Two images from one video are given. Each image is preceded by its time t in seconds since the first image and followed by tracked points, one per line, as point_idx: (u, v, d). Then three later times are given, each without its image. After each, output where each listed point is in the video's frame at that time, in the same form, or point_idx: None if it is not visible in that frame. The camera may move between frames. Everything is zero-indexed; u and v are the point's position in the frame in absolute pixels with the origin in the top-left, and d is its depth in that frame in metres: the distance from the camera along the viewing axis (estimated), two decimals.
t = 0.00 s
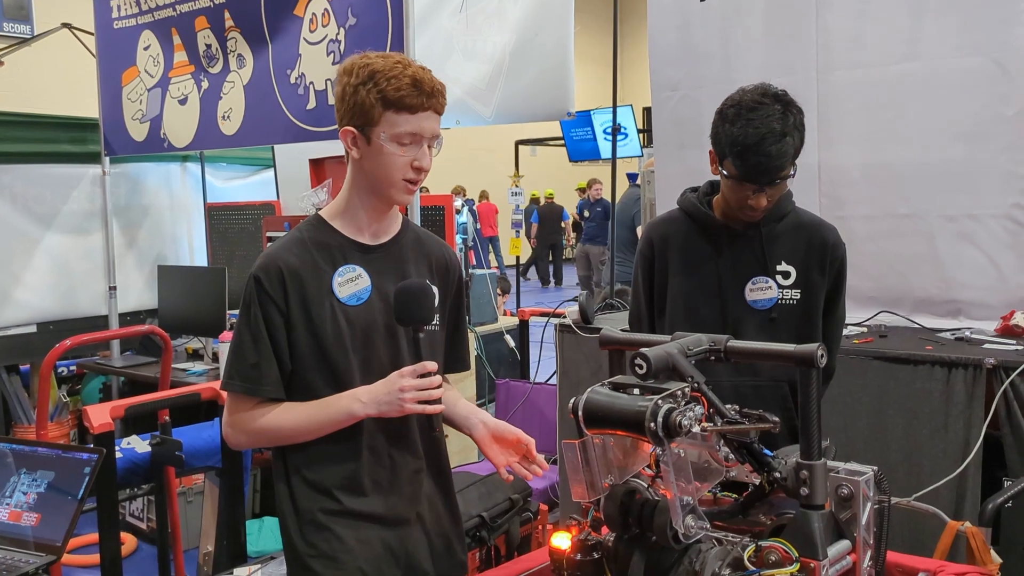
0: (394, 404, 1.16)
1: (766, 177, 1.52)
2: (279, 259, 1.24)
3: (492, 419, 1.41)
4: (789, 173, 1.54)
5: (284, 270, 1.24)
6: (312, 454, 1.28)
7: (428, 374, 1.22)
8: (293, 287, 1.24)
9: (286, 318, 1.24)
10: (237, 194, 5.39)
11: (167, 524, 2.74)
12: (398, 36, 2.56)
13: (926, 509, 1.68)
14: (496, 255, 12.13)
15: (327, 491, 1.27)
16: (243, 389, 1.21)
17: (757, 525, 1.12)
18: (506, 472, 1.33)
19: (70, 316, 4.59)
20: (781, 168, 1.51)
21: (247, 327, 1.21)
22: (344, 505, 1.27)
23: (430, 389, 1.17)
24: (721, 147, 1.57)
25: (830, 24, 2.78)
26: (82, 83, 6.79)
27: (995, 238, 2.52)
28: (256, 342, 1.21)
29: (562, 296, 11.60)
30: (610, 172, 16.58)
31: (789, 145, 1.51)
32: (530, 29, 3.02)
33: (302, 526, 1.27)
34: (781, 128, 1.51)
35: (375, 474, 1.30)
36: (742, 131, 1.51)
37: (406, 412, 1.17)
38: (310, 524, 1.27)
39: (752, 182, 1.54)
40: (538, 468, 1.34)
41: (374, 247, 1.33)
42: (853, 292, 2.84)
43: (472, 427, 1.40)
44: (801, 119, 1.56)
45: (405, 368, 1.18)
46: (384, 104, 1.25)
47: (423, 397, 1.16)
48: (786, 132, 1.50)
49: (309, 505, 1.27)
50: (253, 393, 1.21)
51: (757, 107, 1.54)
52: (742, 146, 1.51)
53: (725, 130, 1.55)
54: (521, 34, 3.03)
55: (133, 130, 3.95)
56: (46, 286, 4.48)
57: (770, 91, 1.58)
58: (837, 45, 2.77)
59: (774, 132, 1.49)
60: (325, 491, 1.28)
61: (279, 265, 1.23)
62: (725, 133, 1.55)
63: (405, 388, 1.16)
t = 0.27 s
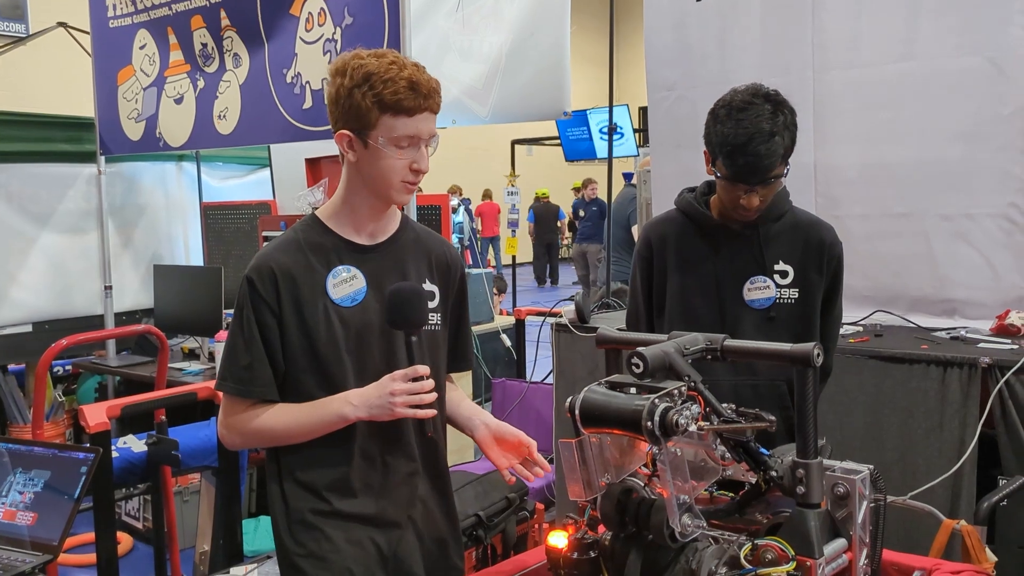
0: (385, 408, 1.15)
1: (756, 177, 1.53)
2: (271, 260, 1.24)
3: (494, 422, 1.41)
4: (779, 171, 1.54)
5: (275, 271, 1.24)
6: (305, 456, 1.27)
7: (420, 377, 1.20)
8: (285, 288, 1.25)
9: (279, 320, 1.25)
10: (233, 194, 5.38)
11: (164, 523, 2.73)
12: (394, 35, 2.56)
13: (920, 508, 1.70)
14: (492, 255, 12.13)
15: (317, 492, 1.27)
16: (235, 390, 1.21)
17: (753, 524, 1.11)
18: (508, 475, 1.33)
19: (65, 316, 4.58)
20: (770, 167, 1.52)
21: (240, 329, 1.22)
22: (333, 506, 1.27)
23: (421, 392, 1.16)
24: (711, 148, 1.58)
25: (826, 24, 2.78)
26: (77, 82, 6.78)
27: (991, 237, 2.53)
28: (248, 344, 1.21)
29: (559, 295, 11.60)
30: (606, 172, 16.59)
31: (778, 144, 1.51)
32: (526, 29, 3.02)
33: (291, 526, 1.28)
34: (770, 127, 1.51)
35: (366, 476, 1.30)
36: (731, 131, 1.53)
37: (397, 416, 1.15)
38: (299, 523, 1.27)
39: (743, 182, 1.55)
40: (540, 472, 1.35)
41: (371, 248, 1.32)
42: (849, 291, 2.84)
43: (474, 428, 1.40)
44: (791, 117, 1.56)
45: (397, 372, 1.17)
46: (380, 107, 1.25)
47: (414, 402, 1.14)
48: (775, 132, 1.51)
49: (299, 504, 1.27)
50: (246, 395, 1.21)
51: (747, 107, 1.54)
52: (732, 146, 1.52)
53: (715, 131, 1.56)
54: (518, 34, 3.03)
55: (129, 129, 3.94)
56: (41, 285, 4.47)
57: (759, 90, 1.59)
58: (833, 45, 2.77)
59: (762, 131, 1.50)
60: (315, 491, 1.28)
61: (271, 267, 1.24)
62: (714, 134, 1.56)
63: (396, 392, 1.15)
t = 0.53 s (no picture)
0: (383, 412, 1.15)
1: (749, 175, 1.53)
2: (268, 261, 1.24)
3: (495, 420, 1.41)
4: (773, 169, 1.55)
5: (273, 272, 1.23)
6: (303, 459, 1.27)
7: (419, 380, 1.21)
8: (283, 289, 1.24)
9: (277, 322, 1.24)
10: (230, 192, 5.38)
11: (161, 522, 2.73)
12: (391, 34, 2.55)
13: (913, 505, 1.72)
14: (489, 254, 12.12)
15: (314, 494, 1.27)
16: (233, 393, 1.20)
17: (749, 523, 1.11)
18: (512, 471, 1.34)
19: (61, 314, 4.57)
20: (763, 165, 1.52)
21: (236, 331, 1.21)
22: (331, 509, 1.27)
23: (419, 396, 1.16)
24: (705, 146, 1.58)
25: (823, 23, 2.78)
26: (73, 80, 6.77)
27: (988, 237, 2.53)
28: (245, 347, 1.21)
29: (555, 294, 11.60)
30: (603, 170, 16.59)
31: (770, 142, 1.51)
32: (523, 27, 3.01)
33: (285, 528, 1.27)
34: (763, 126, 1.51)
35: (365, 477, 1.31)
36: (723, 130, 1.53)
37: (395, 420, 1.16)
38: (294, 524, 1.26)
39: (736, 180, 1.56)
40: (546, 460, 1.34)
41: (369, 246, 1.32)
42: (846, 290, 2.84)
43: (475, 426, 1.40)
44: (784, 115, 1.56)
45: (394, 376, 1.17)
46: (365, 106, 1.24)
47: (412, 406, 1.15)
48: (767, 130, 1.51)
49: (295, 504, 1.26)
50: (244, 398, 1.21)
51: (740, 106, 1.54)
52: (725, 144, 1.52)
53: (708, 129, 1.57)
54: (514, 32, 3.02)
55: (125, 128, 3.94)
56: (37, 284, 4.46)
57: (752, 88, 1.58)
58: (830, 44, 2.78)
59: (754, 130, 1.51)
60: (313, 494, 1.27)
61: (268, 267, 1.23)
62: (707, 132, 1.57)
63: (393, 396, 1.15)
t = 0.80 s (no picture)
0: (374, 418, 1.14)
1: (743, 173, 1.54)
2: (247, 268, 1.21)
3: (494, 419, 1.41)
4: (767, 167, 1.55)
5: (250, 278, 1.21)
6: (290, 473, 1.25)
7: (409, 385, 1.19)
8: (262, 295, 1.22)
9: (256, 330, 1.22)
10: (228, 190, 5.37)
11: (159, 521, 2.72)
12: (389, 32, 2.55)
13: (910, 504, 1.71)
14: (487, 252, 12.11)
15: (301, 508, 1.25)
16: (214, 405, 1.18)
17: (746, 520, 1.12)
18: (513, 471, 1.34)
19: (58, 313, 4.56)
20: (757, 163, 1.52)
21: (214, 341, 1.19)
22: (315, 523, 1.25)
23: (411, 401, 1.15)
24: (700, 144, 1.59)
25: (821, 22, 2.79)
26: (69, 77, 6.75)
27: (984, 235, 2.54)
28: (223, 357, 1.19)
29: (553, 292, 11.60)
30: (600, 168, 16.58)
31: (765, 140, 1.51)
32: (521, 26, 3.00)
33: (269, 543, 1.25)
34: (757, 124, 1.52)
35: (352, 491, 1.28)
36: (718, 127, 1.53)
37: (386, 427, 1.14)
38: (279, 540, 1.24)
39: (731, 178, 1.56)
40: (545, 455, 1.34)
41: (349, 247, 1.31)
42: (842, 289, 2.85)
43: (474, 427, 1.40)
44: (779, 113, 1.56)
45: (385, 382, 1.15)
46: (342, 99, 1.22)
47: (404, 412, 1.14)
48: (762, 128, 1.51)
49: (280, 521, 1.24)
50: (226, 410, 1.19)
51: (735, 103, 1.54)
52: (719, 142, 1.52)
53: (703, 127, 1.57)
54: (512, 31, 3.01)
55: (122, 126, 3.93)
56: (34, 282, 4.45)
57: (748, 86, 1.59)
58: (828, 43, 2.78)
59: (748, 128, 1.51)
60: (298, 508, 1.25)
61: (246, 273, 1.21)
62: (702, 130, 1.57)
63: (384, 402, 1.14)
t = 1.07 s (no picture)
0: (345, 423, 1.06)
1: (740, 167, 1.54)
2: (203, 268, 1.10)
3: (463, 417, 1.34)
4: (764, 162, 1.55)
5: (207, 279, 1.09)
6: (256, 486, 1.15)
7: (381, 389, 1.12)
8: (219, 299, 1.10)
9: (213, 336, 1.10)
10: (225, 185, 5.37)
11: (156, 515, 2.73)
12: (386, 27, 2.55)
13: (906, 498, 1.72)
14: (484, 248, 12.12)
15: (267, 523, 1.15)
16: (167, 419, 1.07)
17: (742, 513, 1.13)
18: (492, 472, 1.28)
19: (55, 307, 4.56)
20: (753, 157, 1.52)
21: (167, 350, 1.07)
22: (286, 538, 1.15)
23: (384, 404, 1.08)
24: (696, 139, 1.59)
25: (818, 18, 2.79)
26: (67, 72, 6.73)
27: (980, 231, 2.54)
28: (177, 367, 1.07)
29: (551, 288, 11.61)
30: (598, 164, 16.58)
31: (761, 135, 1.52)
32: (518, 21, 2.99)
33: (236, 562, 1.15)
34: (753, 118, 1.52)
35: (324, 503, 1.19)
36: (715, 122, 1.54)
37: (359, 432, 1.07)
38: (247, 559, 1.15)
39: (727, 173, 1.56)
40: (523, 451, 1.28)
41: (310, 246, 1.19)
42: (839, 284, 2.86)
43: (444, 430, 1.32)
44: (776, 108, 1.57)
45: (356, 384, 1.08)
46: (309, 90, 1.10)
47: (378, 414, 1.07)
48: (758, 123, 1.52)
49: (248, 538, 1.15)
50: (180, 422, 1.07)
51: (732, 98, 1.55)
52: (716, 137, 1.53)
53: (700, 122, 1.58)
54: (509, 26, 3.00)
55: (119, 121, 3.92)
56: (32, 277, 4.45)
57: (744, 82, 1.59)
58: (824, 39, 2.78)
59: (744, 122, 1.51)
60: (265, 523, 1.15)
61: (202, 275, 1.09)
62: (699, 125, 1.58)
63: (356, 405, 1.06)
